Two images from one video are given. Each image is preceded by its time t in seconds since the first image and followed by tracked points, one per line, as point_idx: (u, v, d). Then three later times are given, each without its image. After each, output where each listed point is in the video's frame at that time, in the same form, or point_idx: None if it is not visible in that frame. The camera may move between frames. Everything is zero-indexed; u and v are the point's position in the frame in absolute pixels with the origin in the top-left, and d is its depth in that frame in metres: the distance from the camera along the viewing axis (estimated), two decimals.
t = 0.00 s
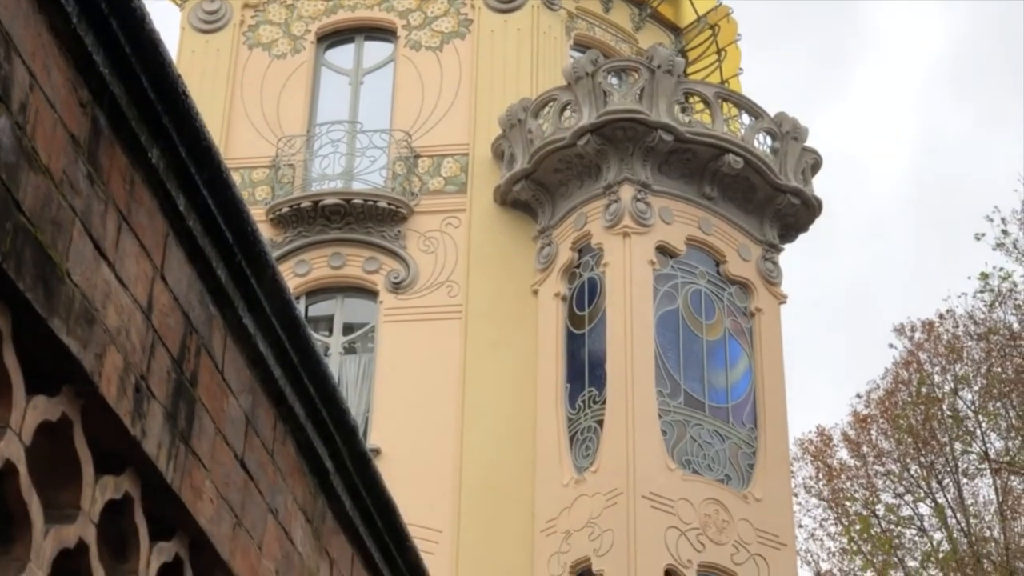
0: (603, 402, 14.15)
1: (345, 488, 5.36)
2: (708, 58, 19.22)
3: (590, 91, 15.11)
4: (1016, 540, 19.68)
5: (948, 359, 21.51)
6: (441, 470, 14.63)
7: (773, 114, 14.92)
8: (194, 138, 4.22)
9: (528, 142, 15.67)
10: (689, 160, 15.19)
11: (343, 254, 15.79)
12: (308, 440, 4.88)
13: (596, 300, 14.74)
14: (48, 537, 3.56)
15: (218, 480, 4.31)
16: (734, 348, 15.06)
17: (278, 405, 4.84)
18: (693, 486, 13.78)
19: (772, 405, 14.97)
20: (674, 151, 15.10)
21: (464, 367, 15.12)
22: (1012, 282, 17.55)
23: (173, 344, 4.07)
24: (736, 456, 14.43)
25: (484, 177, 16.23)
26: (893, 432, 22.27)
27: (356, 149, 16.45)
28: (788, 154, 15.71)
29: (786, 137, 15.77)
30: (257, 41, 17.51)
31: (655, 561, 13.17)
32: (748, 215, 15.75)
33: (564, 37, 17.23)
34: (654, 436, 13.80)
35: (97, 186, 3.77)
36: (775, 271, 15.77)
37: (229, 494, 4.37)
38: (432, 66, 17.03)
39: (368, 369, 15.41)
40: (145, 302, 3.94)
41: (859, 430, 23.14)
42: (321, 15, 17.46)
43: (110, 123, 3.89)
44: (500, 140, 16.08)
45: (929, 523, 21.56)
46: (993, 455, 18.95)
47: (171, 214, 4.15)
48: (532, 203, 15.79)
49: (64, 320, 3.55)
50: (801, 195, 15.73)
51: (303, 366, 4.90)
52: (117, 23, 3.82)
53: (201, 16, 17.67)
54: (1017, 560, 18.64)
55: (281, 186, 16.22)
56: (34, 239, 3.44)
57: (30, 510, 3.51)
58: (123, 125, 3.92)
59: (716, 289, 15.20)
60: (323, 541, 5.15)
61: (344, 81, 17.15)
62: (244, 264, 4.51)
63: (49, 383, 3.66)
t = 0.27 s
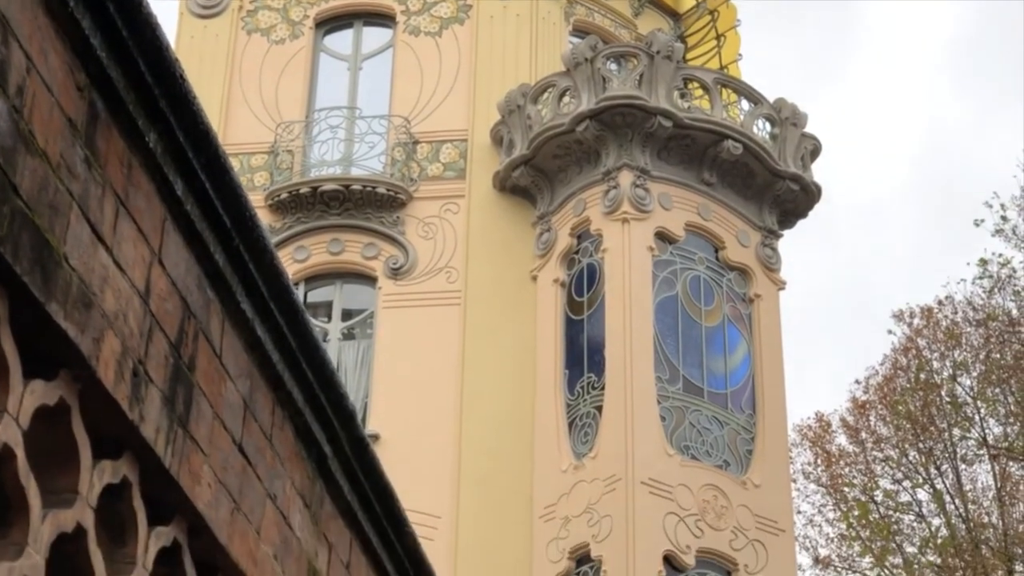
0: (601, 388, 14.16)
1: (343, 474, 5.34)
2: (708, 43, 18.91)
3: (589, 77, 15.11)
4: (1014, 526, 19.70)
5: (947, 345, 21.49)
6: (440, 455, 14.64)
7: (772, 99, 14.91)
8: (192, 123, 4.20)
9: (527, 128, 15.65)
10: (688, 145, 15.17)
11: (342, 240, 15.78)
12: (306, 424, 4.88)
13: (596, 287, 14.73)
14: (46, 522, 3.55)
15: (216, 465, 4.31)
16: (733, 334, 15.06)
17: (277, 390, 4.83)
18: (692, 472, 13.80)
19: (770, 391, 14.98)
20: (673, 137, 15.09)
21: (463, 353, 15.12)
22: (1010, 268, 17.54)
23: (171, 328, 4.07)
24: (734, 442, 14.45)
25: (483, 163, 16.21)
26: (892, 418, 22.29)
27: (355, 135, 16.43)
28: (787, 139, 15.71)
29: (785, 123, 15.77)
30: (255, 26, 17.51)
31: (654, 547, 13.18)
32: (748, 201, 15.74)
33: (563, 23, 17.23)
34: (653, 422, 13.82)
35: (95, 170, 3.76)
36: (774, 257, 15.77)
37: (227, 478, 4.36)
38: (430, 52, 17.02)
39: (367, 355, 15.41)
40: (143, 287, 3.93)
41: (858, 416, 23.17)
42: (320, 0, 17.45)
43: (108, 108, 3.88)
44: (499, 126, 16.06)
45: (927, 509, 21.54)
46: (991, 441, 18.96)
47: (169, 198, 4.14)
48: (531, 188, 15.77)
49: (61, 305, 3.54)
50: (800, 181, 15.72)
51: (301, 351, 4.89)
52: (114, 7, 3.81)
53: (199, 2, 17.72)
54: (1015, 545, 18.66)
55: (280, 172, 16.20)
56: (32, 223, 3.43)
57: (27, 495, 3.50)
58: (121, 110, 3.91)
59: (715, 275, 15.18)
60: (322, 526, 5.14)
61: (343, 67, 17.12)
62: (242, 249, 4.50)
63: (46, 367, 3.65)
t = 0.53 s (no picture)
0: (600, 374, 14.16)
1: (342, 459, 5.27)
2: (708, 29, 18.96)
3: (588, 63, 15.10)
4: (1012, 511, 19.74)
5: (945, 331, 21.50)
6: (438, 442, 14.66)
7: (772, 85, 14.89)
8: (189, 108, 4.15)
9: (526, 114, 15.64)
10: (687, 132, 15.16)
11: (342, 226, 15.78)
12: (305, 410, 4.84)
13: (595, 273, 14.72)
14: (44, 507, 3.50)
15: (214, 450, 4.26)
16: (732, 320, 15.06)
17: (275, 375, 4.78)
18: (690, 458, 13.81)
19: (769, 377, 14.99)
20: (672, 123, 15.07)
21: (461, 339, 15.13)
22: (1009, 254, 17.53)
23: (168, 314, 4.02)
24: (733, 428, 14.46)
25: (482, 149, 16.20)
26: (891, 404, 22.34)
27: (353, 121, 16.42)
28: (786, 126, 15.71)
29: (784, 109, 15.77)
30: (254, 13, 17.58)
31: (652, 533, 13.20)
32: (747, 187, 15.73)
33: (562, 9, 17.21)
34: (652, 408, 13.82)
35: (92, 154, 3.72)
36: (773, 243, 15.78)
37: (225, 464, 4.32)
38: (429, 38, 17.04)
39: (365, 341, 15.42)
40: (141, 272, 3.88)
41: (856, 402, 23.23)
42: None
43: (104, 93, 3.83)
44: (498, 112, 16.05)
45: (925, 495, 21.54)
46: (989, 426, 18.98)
47: (167, 183, 4.09)
48: (530, 175, 15.76)
49: (58, 289, 3.49)
50: (799, 167, 15.71)
51: (300, 338, 4.83)
52: None
53: None
54: (1013, 531, 18.69)
55: (279, 158, 16.17)
56: (28, 207, 3.38)
57: (25, 480, 3.45)
58: (118, 94, 3.86)
59: (715, 261, 15.17)
60: (320, 511, 5.10)
61: (342, 52, 17.11)
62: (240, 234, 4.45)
63: (44, 352, 3.60)
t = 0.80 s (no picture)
0: (599, 360, 14.16)
1: (340, 442, 5.14)
2: (708, 15, 19.06)
3: (588, 49, 15.07)
4: (1011, 497, 19.78)
5: (944, 318, 21.50)
6: (437, 428, 14.68)
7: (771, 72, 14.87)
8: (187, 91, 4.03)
9: (525, 100, 15.61)
10: (687, 118, 15.14)
11: (341, 212, 15.78)
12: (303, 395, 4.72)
13: (593, 260, 14.73)
14: (43, 491, 3.38)
15: (213, 435, 4.14)
16: (732, 306, 15.05)
17: (273, 360, 4.66)
18: (688, 444, 13.83)
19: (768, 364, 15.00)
20: (672, 109, 15.04)
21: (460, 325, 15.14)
22: (1008, 241, 17.52)
23: (167, 298, 3.90)
24: (732, 414, 14.48)
25: (482, 135, 16.17)
26: (890, 391, 22.37)
27: (353, 107, 16.39)
28: (786, 112, 15.70)
29: (784, 96, 15.76)
30: None
31: (651, 519, 13.21)
32: (746, 173, 15.71)
33: None
34: (651, 394, 13.83)
35: (90, 139, 3.60)
36: (773, 230, 15.77)
37: (224, 449, 4.20)
38: (428, 24, 17.03)
39: (365, 328, 15.44)
40: (139, 257, 3.76)
41: (856, 388, 23.17)
42: None
43: (102, 76, 3.70)
44: (497, 98, 16.02)
45: (924, 481, 21.57)
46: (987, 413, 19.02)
47: (165, 168, 3.97)
48: (529, 161, 15.74)
49: (56, 274, 3.36)
50: (798, 153, 15.69)
51: (298, 321, 4.71)
52: None
53: None
54: (1012, 517, 18.73)
55: (278, 144, 16.16)
56: (27, 192, 3.26)
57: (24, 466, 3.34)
58: (115, 78, 3.74)
59: (714, 248, 15.16)
60: (319, 497, 4.98)
61: (342, 38, 17.04)
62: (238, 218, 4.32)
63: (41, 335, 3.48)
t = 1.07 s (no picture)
0: (599, 346, 14.17)
1: (340, 431, 5.12)
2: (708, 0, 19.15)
3: (587, 34, 15.05)
4: (1010, 483, 19.81)
5: (943, 304, 21.49)
6: (436, 414, 14.71)
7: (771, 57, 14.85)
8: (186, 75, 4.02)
9: (524, 86, 15.60)
10: (686, 104, 15.12)
11: (339, 198, 15.79)
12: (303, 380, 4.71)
13: (593, 246, 14.74)
14: (42, 475, 3.37)
15: (213, 420, 4.13)
16: (731, 292, 15.05)
17: (273, 345, 4.64)
18: (688, 429, 13.85)
19: (767, 349, 15.01)
20: (671, 95, 15.02)
21: (459, 312, 15.15)
22: (1008, 227, 17.50)
23: (166, 283, 3.89)
24: (731, 400, 14.49)
25: (480, 120, 16.15)
26: (889, 377, 22.39)
27: (352, 92, 16.37)
28: (785, 97, 15.69)
29: (783, 81, 15.74)
30: None
31: (650, 504, 13.24)
32: (745, 159, 15.70)
33: None
34: (650, 380, 13.85)
35: (88, 122, 3.59)
36: (772, 216, 15.77)
37: (222, 433, 4.18)
38: (427, 10, 17.02)
39: (364, 314, 15.47)
40: (138, 241, 3.75)
41: (854, 374, 23.19)
42: None
43: (100, 60, 3.69)
44: (496, 84, 16.00)
45: (923, 467, 21.59)
46: (986, 398, 19.02)
47: (164, 153, 3.96)
48: (528, 147, 15.73)
49: (55, 258, 3.36)
50: (798, 139, 15.69)
51: (297, 306, 4.70)
52: None
53: None
54: (1011, 503, 18.76)
55: (276, 130, 16.15)
56: (25, 175, 3.25)
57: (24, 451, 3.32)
58: (114, 63, 3.73)
59: (713, 234, 15.15)
60: (319, 481, 4.96)
61: (340, 24, 17.01)
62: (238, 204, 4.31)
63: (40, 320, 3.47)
